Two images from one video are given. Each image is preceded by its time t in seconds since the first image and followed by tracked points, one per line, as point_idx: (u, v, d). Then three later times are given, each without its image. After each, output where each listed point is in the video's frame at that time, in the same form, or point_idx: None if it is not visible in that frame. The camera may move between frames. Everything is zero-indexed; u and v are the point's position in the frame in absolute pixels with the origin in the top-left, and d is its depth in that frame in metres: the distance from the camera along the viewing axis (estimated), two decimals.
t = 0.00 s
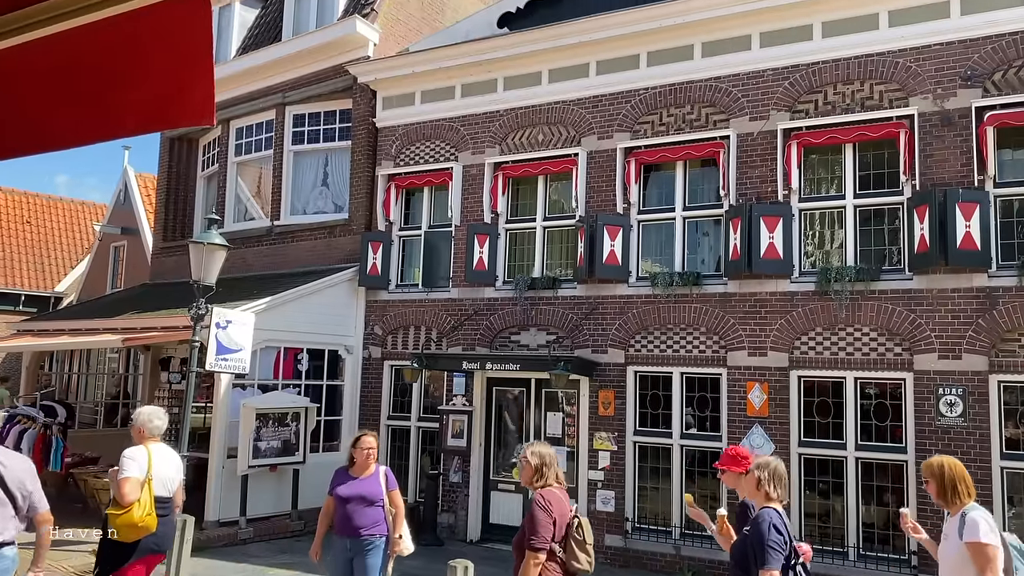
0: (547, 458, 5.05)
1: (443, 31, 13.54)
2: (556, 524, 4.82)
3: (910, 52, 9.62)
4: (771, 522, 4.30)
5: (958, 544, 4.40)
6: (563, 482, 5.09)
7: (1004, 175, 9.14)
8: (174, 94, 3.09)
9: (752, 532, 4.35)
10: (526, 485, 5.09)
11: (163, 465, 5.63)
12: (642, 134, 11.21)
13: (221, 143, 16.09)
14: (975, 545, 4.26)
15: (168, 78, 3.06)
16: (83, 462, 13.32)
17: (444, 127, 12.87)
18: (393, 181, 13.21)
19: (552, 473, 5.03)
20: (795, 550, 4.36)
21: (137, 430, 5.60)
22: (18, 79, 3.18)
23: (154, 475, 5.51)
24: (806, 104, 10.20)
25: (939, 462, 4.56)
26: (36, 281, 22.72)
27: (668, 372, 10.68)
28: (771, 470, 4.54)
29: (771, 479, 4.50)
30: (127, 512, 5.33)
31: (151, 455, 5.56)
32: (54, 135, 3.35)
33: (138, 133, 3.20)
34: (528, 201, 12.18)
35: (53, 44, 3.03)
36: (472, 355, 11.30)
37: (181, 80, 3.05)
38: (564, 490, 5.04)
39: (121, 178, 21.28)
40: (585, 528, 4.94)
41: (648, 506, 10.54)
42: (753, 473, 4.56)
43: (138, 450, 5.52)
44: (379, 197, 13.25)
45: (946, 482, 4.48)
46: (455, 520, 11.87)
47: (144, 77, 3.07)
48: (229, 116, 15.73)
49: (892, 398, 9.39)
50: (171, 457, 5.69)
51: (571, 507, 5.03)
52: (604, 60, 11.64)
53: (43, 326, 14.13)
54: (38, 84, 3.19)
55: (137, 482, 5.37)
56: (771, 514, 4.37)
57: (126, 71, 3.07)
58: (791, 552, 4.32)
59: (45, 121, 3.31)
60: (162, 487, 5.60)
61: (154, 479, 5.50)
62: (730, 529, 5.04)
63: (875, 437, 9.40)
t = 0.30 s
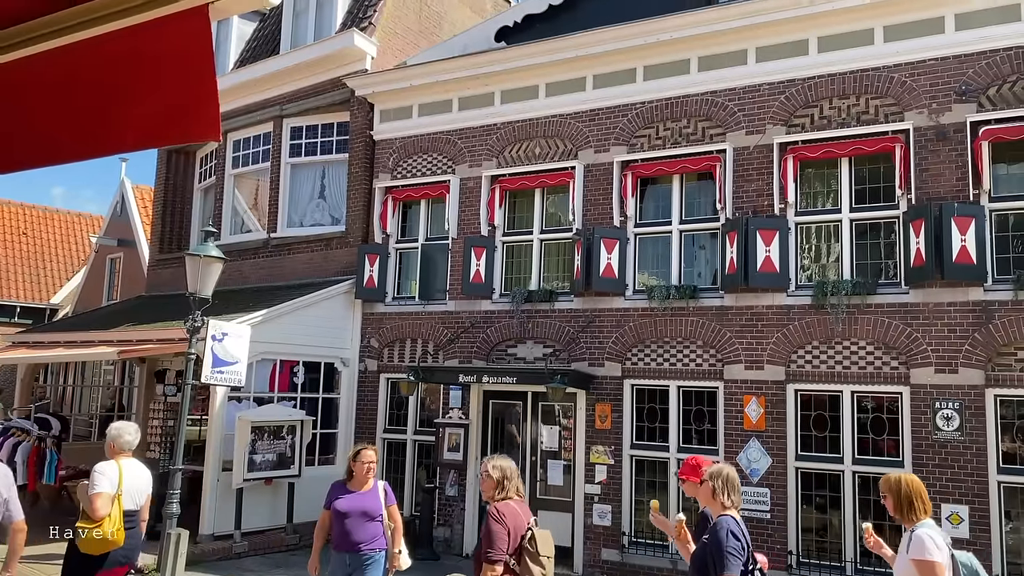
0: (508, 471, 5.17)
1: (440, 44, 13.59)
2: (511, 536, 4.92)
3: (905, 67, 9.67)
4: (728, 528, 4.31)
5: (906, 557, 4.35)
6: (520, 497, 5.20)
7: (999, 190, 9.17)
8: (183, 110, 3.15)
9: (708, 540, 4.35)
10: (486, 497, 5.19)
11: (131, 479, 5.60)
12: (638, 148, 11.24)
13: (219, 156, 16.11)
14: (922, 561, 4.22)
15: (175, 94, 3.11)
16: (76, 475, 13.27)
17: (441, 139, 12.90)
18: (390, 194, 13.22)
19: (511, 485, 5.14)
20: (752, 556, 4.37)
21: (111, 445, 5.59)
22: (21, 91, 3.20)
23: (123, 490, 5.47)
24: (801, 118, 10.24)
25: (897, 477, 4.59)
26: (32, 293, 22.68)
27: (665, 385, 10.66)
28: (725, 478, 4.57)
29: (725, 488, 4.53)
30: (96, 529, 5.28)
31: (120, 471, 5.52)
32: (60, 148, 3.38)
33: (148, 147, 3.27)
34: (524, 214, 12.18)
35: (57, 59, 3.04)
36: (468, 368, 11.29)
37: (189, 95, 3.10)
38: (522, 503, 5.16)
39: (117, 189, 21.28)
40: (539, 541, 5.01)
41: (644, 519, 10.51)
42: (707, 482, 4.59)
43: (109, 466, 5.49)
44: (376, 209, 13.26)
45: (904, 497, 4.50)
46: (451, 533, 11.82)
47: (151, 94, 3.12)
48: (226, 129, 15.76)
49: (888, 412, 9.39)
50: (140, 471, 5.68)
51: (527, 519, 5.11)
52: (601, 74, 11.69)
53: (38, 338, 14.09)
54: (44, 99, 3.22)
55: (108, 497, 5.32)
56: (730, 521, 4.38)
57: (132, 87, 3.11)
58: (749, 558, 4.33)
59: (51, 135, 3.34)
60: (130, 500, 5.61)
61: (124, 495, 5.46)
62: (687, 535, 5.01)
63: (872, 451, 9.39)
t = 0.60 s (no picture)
0: (461, 483, 5.31)
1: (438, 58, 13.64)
2: (462, 552, 5.05)
3: (900, 83, 9.73)
4: (675, 545, 4.31)
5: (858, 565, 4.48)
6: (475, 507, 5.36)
7: (994, 205, 9.21)
8: (194, 125, 3.18)
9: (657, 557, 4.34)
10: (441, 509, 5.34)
11: (105, 486, 5.61)
12: (635, 162, 11.28)
13: (216, 168, 16.12)
14: (869, 570, 4.38)
15: (186, 110, 3.13)
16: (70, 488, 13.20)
17: (439, 153, 12.93)
18: (387, 207, 13.24)
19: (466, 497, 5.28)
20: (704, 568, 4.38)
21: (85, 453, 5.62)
22: (41, 101, 3.32)
23: (95, 496, 5.49)
24: (797, 132, 10.29)
25: (853, 485, 4.72)
26: (27, 305, 22.63)
27: (662, 400, 10.65)
28: (683, 496, 4.52)
29: (683, 506, 4.49)
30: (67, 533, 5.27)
31: (93, 477, 5.54)
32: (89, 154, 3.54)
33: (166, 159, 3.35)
34: (521, 227, 12.20)
35: (70, 73, 3.11)
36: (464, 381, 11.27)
37: (200, 110, 3.11)
38: (476, 514, 5.31)
39: (114, 201, 21.28)
40: (490, 554, 5.12)
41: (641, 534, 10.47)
42: (665, 500, 4.53)
43: (81, 472, 5.51)
44: (373, 222, 13.27)
45: (858, 507, 4.64)
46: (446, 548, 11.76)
47: (165, 109, 3.17)
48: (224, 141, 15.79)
49: (885, 426, 9.38)
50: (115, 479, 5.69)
51: (480, 534, 5.22)
52: (598, 88, 11.74)
53: (33, 350, 14.03)
54: (67, 109, 3.34)
55: (80, 503, 5.33)
56: (678, 538, 4.37)
57: (145, 102, 3.16)
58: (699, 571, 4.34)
59: (78, 140, 3.49)
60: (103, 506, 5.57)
61: (96, 501, 5.48)
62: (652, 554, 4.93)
63: (869, 466, 9.37)
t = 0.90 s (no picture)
0: (424, 495, 5.28)
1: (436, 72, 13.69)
2: (427, 562, 5.03)
3: (895, 98, 9.78)
4: (624, 553, 4.29)
5: None
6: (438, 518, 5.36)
7: (989, 220, 9.24)
8: (192, 139, 3.17)
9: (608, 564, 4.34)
10: (404, 522, 5.33)
11: (70, 501, 5.55)
12: (632, 176, 11.31)
13: (213, 181, 16.14)
14: None
15: (186, 125, 3.13)
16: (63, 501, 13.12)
17: (436, 166, 12.96)
18: (384, 219, 13.25)
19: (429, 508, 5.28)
20: None
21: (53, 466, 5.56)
22: (47, 113, 3.35)
23: (58, 511, 5.44)
24: (793, 147, 10.34)
25: (817, 499, 4.75)
26: (22, 316, 22.58)
27: (658, 414, 10.63)
28: (641, 506, 4.52)
29: (639, 515, 4.49)
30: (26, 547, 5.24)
31: (57, 493, 5.48)
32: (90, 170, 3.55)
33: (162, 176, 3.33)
34: (518, 240, 12.22)
35: (77, 85, 3.17)
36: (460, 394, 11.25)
37: (198, 124, 3.11)
38: (440, 526, 5.29)
39: (111, 213, 21.29)
40: (455, 564, 5.12)
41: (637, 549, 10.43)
42: (623, 508, 4.54)
43: (45, 487, 5.46)
44: (370, 235, 13.28)
45: (822, 520, 4.68)
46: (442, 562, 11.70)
47: (165, 122, 3.17)
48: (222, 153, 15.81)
49: (881, 441, 9.37)
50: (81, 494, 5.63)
51: (445, 544, 5.22)
52: (595, 103, 11.79)
53: (28, 362, 13.98)
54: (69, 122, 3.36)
55: (41, 518, 5.32)
56: (627, 546, 4.34)
57: (146, 116, 3.17)
58: None
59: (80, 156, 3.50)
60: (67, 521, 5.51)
61: (59, 516, 5.43)
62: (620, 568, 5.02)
63: (865, 481, 9.35)
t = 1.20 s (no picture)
0: (394, 507, 5.31)
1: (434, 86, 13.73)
2: (398, 569, 5.07)
3: (891, 115, 9.84)
4: (581, 568, 4.62)
5: None
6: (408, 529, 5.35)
7: (984, 237, 9.28)
8: (189, 151, 3.36)
9: None
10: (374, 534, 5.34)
11: (42, 507, 5.72)
12: (629, 191, 11.35)
13: (211, 193, 16.15)
14: None
15: (183, 138, 3.33)
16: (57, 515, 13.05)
17: (434, 180, 12.99)
18: (382, 233, 13.26)
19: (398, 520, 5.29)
20: None
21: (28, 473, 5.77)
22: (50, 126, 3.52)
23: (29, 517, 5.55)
24: (789, 163, 10.38)
25: (780, 518, 4.75)
26: (18, 329, 22.52)
27: (655, 429, 10.62)
28: (601, 520, 4.84)
29: (599, 530, 4.81)
30: None
31: (30, 498, 5.65)
32: (93, 181, 3.75)
33: (162, 188, 3.53)
34: (515, 254, 12.24)
35: (76, 103, 3.33)
36: (457, 409, 11.23)
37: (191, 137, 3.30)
38: (410, 538, 5.28)
39: (107, 226, 21.28)
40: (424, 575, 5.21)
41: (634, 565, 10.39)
42: (583, 522, 4.85)
43: (17, 492, 5.60)
44: (368, 248, 13.28)
45: (785, 537, 4.67)
46: None
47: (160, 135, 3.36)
48: (220, 167, 15.84)
49: (878, 457, 9.37)
50: (55, 500, 5.83)
51: (414, 556, 5.26)
52: (592, 118, 11.85)
53: (22, 375, 13.92)
54: (72, 136, 3.55)
55: (10, 523, 5.39)
56: (585, 560, 4.67)
57: (143, 129, 3.36)
58: None
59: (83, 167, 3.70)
60: (39, 526, 5.68)
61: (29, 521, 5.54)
62: None
63: (862, 497, 9.34)
